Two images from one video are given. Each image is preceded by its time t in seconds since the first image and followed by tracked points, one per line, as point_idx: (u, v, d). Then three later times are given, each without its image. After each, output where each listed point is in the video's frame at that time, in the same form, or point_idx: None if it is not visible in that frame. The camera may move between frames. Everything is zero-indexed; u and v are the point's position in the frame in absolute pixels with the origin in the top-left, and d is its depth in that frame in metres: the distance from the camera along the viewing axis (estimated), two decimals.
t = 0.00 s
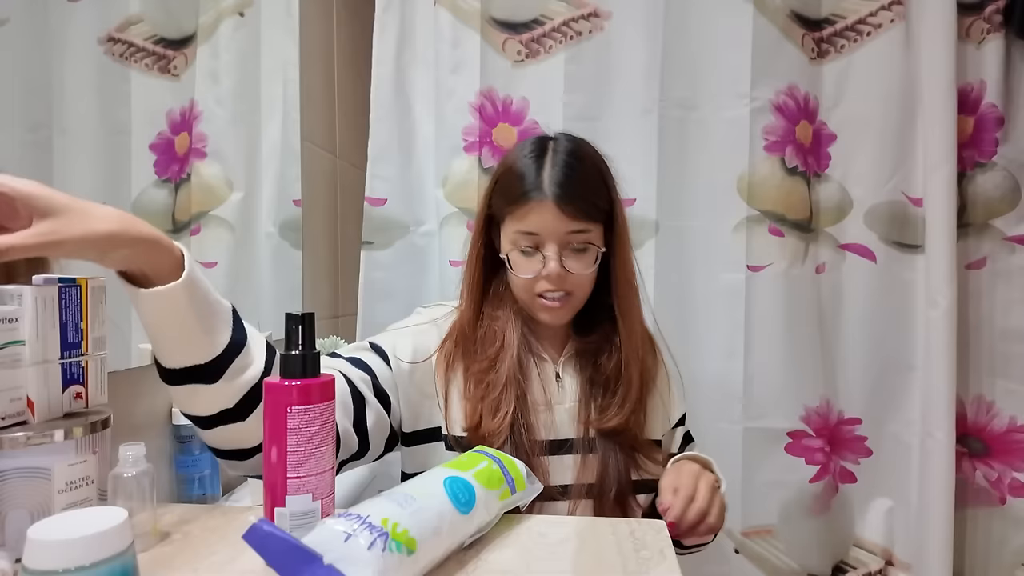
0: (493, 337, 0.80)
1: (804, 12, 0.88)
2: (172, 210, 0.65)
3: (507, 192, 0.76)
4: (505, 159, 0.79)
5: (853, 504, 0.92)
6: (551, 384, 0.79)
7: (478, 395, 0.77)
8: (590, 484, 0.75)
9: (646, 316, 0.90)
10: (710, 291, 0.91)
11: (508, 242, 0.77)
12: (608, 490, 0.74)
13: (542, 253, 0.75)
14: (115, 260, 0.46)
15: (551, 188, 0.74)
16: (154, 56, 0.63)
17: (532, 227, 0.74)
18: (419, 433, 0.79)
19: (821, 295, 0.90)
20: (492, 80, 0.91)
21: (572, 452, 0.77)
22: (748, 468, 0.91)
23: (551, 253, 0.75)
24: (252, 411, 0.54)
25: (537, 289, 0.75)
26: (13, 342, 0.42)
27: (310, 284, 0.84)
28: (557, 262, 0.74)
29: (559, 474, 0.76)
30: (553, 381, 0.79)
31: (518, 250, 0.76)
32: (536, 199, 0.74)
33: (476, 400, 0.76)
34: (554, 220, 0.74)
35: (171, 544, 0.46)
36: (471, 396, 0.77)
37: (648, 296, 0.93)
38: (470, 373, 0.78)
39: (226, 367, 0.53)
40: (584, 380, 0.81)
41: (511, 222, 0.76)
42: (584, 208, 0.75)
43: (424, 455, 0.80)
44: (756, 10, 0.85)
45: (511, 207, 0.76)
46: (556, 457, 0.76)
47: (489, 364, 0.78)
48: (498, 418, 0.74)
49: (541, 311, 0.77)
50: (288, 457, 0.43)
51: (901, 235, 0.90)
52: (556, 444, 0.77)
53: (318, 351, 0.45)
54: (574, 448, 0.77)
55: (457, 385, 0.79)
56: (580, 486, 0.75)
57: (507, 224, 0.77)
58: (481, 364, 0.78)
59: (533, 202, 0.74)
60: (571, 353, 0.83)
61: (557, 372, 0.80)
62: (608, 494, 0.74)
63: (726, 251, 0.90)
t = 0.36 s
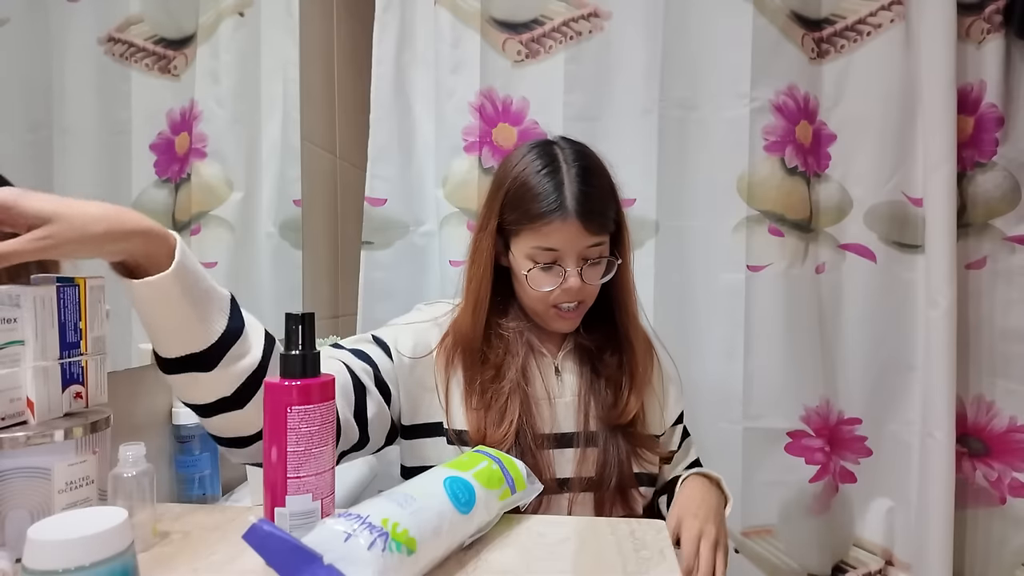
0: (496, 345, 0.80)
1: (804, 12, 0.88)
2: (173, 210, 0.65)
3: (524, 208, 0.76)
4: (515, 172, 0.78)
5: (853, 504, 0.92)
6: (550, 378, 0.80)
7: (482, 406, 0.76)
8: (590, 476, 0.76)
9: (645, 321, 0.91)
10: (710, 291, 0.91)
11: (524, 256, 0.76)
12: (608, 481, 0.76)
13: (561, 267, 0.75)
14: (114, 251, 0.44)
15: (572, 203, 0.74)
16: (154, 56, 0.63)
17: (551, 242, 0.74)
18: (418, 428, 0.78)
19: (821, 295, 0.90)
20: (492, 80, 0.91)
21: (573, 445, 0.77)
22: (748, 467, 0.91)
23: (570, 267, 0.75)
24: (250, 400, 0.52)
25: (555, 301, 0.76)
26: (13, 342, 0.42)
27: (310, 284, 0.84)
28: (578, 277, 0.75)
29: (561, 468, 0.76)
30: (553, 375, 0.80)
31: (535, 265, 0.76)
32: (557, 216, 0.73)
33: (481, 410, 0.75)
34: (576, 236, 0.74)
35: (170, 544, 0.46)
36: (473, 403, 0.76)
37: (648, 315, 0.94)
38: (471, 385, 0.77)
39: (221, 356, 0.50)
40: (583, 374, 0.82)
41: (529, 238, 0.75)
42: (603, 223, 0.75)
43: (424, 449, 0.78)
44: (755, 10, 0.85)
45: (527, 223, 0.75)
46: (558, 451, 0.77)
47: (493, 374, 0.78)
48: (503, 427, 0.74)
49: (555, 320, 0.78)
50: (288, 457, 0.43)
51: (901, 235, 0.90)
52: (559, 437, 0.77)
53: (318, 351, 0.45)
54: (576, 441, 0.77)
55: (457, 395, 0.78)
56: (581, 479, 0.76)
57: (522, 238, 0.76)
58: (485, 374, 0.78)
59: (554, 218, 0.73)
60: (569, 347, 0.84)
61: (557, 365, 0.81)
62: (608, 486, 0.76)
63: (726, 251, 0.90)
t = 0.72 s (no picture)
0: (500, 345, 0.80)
1: (804, 12, 0.88)
2: (172, 210, 0.65)
3: (533, 204, 0.76)
4: (522, 170, 0.78)
5: (853, 504, 0.92)
6: (552, 379, 0.80)
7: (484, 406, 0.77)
8: (591, 476, 0.77)
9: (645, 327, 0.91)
10: (710, 291, 0.91)
11: (530, 252, 0.76)
12: (611, 479, 0.76)
13: (568, 263, 0.75)
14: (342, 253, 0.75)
15: (583, 199, 0.74)
16: (154, 56, 0.63)
17: (560, 238, 0.74)
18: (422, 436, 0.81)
19: (821, 295, 0.90)
20: (492, 80, 0.91)
21: (574, 446, 0.78)
22: (749, 467, 0.91)
23: (577, 263, 0.75)
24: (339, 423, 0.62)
25: (560, 297, 0.76)
26: (13, 342, 0.42)
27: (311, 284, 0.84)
28: (584, 273, 0.75)
29: (563, 468, 0.76)
30: (554, 376, 0.80)
31: (543, 260, 0.76)
32: (567, 212, 0.74)
33: (483, 411, 0.76)
34: (585, 232, 0.74)
35: (171, 544, 0.46)
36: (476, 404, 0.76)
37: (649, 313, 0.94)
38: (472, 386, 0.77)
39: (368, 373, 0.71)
40: (584, 374, 0.82)
41: (537, 233, 0.75)
42: (609, 220, 0.76)
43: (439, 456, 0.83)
44: (755, 10, 0.85)
45: (536, 219, 0.75)
46: (560, 451, 0.77)
47: (496, 375, 0.78)
48: (504, 426, 0.75)
49: (558, 317, 0.78)
50: (288, 457, 0.43)
51: (901, 235, 0.90)
52: (561, 438, 0.77)
53: (318, 351, 0.45)
54: (578, 442, 0.78)
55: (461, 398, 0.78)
56: (583, 479, 0.76)
57: (529, 234, 0.76)
58: (490, 373, 0.78)
59: (565, 214, 0.74)
60: (569, 348, 0.84)
61: (557, 367, 0.81)
62: (610, 485, 0.76)
63: (727, 251, 0.90)
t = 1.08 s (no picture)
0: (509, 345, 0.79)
1: (805, 11, 0.88)
2: (173, 210, 0.65)
3: (544, 197, 0.75)
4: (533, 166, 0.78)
5: (853, 504, 0.92)
6: (560, 382, 0.79)
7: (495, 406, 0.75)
8: (599, 477, 0.77)
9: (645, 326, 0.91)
10: (711, 291, 0.91)
11: (542, 245, 0.76)
12: (618, 480, 0.77)
13: (579, 257, 0.75)
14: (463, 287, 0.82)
15: (596, 194, 0.74)
16: (154, 56, 0.63)
17: (573, 231, 0.74)
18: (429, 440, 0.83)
19: (821, 295, 0.90)
20: (492, 79, 0.91)
21: (583, 448, 0.77)
22: (749, 467, 0.91)
23: (588, 258, 0.75)
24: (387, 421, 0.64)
25: (569, 292, 0.75)
26: (13, 342, 0.42)
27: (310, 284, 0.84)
28: (594, 268, 0.75)
29: (571, 470, 0.76)
30: (562, 378, 0.79)
31: (554, 254, 0.75)
32: (580, 206, 0.73)
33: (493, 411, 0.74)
34: (598, 226, 0.74)
35: (171, 544, 0.46)
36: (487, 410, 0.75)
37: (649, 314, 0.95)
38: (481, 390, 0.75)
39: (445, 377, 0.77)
40: (590, 375, 0.82)
41: (549, 226, 0.75)
42: (620, 216, 0.76)
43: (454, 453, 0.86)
44: (756, 10, 0.85)
45: (547, 212, 0.75)
46: (568, 454, 0.77)
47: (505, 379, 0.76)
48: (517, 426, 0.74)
49: (565, 312, 0.77)
50: (288, 457, 0.43)
51: (901, 235, 0.90)
52: (570, 440, 0.77)
53: (318, 351, 0.45)
54: (585, 443, 0.77)
55: (475, 403, 0.76)
56: (592, 481, 0.76)
57: (540, 227, 0.76)
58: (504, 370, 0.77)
59: (577, 208, 0.73)
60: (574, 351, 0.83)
61: (564, 369, 0.81)
62: (616, 486, 0.77)
63: (727, 251, 0.90)
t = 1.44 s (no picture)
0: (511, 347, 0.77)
1: (804, 12, 0.88)
2: (173, 210, 0.65)
3: (543, 186, 0.76)
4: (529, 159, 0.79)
5: (853, 504, 0.92)
6: (562, 383, 0.79)
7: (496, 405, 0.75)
8: (602, 479, 0.76)
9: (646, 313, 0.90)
10: (711, 291, 0.91)
11: (546, 234, 0.76)
12: (621, 481, 0.76)
13: (585, 241, 0.75)
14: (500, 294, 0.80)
15: (595, 179, 0.76)
16: (154, 56, 0.63)
17: (576, 215, 0.75)
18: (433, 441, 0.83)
19: (820, 295, 0.90)
20: (492, 79, 0.91)
21: (585, 448, 0.77)
22: (749, 467, 0.91)
23: (593, 241, 0.76)
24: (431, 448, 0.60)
25: (581, 277, 0.75)
26: (13, 342, 0.41)
27: (310, 283, 0.84)
28: (601, 251, 0.75)
29: (574, 471, 0.76)
30: (565, 380, 0.79)
31: (559, 240, 0.75)
32: (581, 190, 0.75)
33: (490, 411, 0.74)
34: (600, 209, 0.75)
35: (170, 544, 0.46)
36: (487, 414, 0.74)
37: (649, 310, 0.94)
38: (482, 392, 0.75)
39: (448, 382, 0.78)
40: (594, 374, 0.82)
41: (552, 213, 0.76)
42: (619, 200, 0.78)
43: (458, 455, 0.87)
44: (755, 10, 0.85)
45: (550, 202, 0.76)
46: (570, 455, 0.77)
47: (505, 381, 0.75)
48: (517, 428, 0.74)
49: (578, 301, 0.77)
50: (288, 457, 0.43)
51: (901, 235, 0.90)
52: (572, 442, 0.77)
53: (318, 351, 0.45)
54: (587, 444, 0.77)
55: (475, 403, 0.76)
56: (594, 483, 0.76)
57: (543, 216, 0.76)
58: (511, 368, 0.76)
59: (579, 192, 0.75)
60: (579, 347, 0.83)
61: (567, 371, 0.80)
62: (619, 486, 0.76)
63: (727, 251, 0.90)
